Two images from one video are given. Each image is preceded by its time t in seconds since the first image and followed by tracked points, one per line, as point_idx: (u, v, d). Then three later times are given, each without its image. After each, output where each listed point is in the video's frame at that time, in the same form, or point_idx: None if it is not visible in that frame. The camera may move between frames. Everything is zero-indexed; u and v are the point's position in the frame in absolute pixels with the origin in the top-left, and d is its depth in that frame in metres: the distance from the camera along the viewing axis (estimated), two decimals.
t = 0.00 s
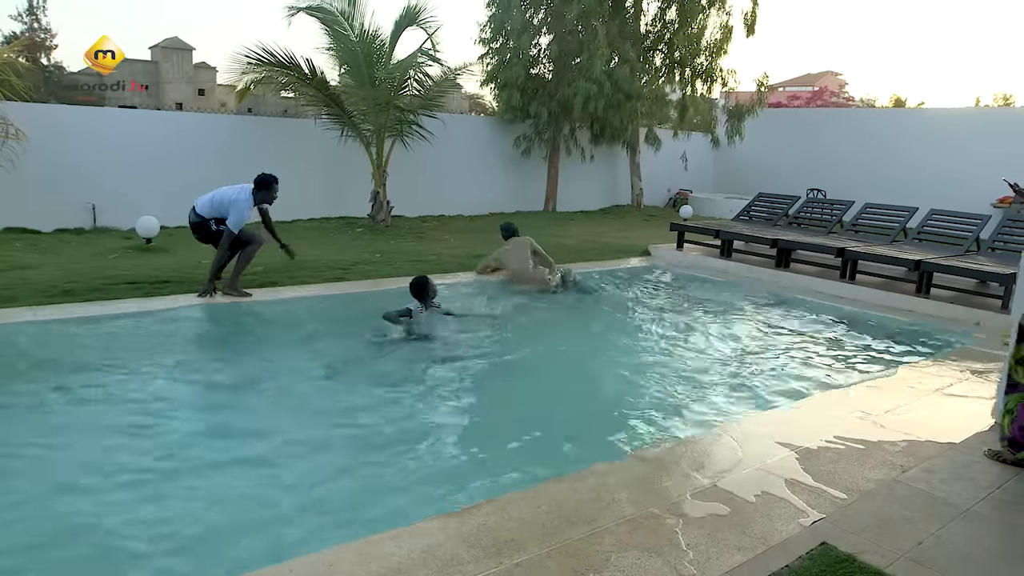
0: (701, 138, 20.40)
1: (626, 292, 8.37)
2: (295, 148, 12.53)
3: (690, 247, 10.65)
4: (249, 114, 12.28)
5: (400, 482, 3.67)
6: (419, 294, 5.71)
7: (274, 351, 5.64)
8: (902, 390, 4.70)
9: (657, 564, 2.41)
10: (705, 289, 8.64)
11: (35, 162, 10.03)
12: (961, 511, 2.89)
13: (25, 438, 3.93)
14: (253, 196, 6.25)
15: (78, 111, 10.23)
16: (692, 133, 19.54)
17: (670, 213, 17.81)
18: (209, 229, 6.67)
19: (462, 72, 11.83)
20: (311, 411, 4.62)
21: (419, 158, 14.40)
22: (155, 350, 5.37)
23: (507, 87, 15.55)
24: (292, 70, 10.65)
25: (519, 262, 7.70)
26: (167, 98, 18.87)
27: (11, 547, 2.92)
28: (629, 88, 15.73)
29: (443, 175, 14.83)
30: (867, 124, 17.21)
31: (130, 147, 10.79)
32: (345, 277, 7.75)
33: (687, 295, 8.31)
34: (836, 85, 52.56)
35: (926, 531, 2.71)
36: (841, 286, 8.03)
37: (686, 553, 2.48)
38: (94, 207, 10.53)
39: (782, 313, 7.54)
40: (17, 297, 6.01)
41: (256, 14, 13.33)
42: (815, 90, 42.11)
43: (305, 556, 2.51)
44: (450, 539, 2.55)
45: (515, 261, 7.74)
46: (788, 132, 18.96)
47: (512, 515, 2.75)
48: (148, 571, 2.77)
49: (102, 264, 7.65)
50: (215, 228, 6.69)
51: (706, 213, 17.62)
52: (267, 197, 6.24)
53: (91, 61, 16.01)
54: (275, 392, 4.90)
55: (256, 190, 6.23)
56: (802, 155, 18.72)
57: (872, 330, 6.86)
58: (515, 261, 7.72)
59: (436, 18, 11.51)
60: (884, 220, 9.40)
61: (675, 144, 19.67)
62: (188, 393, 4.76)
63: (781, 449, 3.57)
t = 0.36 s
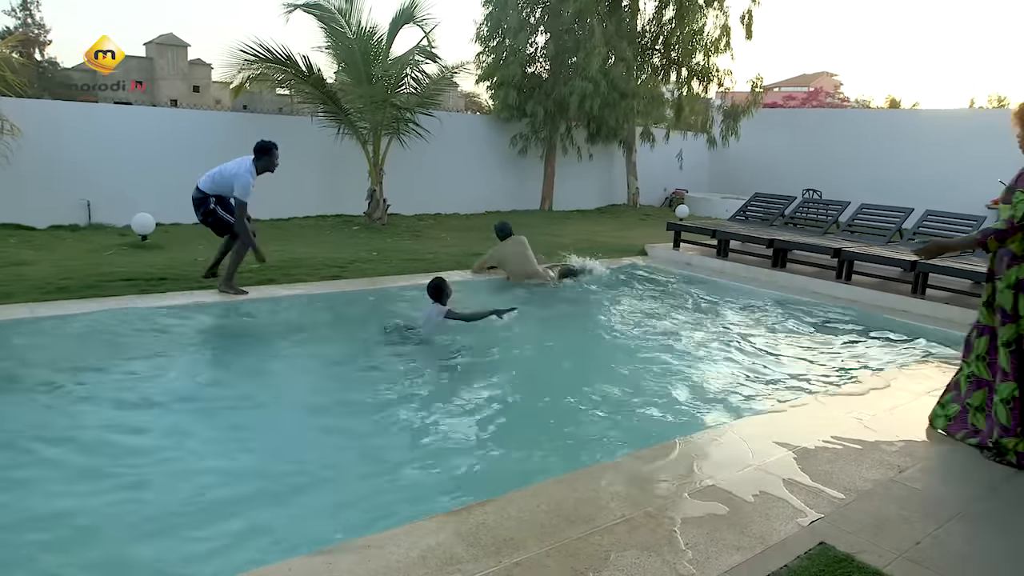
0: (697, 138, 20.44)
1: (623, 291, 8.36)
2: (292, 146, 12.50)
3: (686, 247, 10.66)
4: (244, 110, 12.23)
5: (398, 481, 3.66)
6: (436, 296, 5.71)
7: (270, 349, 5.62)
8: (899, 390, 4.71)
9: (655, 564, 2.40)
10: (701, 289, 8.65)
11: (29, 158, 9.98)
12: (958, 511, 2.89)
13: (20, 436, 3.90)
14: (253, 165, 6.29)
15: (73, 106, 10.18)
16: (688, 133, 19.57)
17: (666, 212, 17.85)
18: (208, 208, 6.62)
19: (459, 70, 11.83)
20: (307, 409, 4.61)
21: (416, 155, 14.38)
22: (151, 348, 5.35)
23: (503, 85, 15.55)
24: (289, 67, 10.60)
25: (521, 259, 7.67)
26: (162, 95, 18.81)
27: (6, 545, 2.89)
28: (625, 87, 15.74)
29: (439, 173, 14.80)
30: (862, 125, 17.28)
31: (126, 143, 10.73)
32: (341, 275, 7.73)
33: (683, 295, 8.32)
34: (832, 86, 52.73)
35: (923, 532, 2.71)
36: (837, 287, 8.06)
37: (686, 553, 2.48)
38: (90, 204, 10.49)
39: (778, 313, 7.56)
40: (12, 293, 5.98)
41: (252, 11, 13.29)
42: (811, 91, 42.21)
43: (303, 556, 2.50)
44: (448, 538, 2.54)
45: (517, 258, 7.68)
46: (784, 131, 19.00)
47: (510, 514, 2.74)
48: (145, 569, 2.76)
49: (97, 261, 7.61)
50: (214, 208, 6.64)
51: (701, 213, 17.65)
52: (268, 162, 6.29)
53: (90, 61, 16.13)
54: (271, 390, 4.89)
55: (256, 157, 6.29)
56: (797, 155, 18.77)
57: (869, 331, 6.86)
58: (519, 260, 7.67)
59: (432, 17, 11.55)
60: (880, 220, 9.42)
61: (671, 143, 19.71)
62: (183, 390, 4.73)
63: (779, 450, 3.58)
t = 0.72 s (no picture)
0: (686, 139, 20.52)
1: (614, 292, 8.37)
2: (281, 147, 12.43)
3: (677, 248, 10.70)
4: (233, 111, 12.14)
5: (391, 483, 3.65)
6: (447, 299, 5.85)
7: (260, 351, 5.59)
8: (888, 389, 4.75)
9: (651, 564, 2.41)
10: (692, 289, 8.68)
11: (15, 159, 9.88)
12: (949, 510, 2.91)
13: (9, 440, 3.86)
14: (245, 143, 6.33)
15: (59, 107, 10.07)
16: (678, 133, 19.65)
17: (656, 213, 17.89)
18: (202, 200, 6.35)
19: (449, 72, 11.89)
20: (298, 411, 4.58)
21: (406, 156, 14.35)
22: (140, 350, 5.30)
23: (493, 86, 15.55)
24: (279, 67, 10.52)
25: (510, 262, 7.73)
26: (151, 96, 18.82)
27: None
28: (615, 87, 15.73)
29: (429, 174, 14.78)
30: (849, 126, 17.43)
31: (113, 144, 10.63)
32: (332, 276, 7.70)
33: (673, 296, 8.34)
34: (819, 88, 53.11)
35: (915, 530, 2.73)
36: (826, 286, 8.10)
37: (681, 553, 2.48)
38: (77, 205, 10.39)
39: (768, 313, 7.59)
40: None
41: (241, 11, 13.23)
42: (799, 92, 42.47)
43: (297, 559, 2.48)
44: (443, 540, 2.53)
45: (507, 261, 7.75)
46: (773, 132, 19.11)
47: (505, 516, 2.73)
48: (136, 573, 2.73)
49: (84, 263, 7.54)
50: (208, 201, 6.36)
51: (691, 214, 17.72)
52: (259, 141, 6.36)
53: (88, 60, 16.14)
54: (262, 392, 4.86)
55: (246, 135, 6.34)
56: (786, 156, 18.89)
57: (858, 331, 6.90)
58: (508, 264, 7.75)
59: (422, 18, 11.52)
60: (869, 221, 9.49)
61: (662, 144, 19.78)
62: (173, 393, 4.69)
63: (771, 449, 3.59)
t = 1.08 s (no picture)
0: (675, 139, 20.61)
1: (604, 292, 8.38)
2: (269, 148, 12.36)
3: (667, 247, 10.74)
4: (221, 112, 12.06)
5: (384, 484, 3.64)
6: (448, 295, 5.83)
7: (251, 353, 5.56)
8: (877, 387, 4.78)
9: (646, 562, 2.41)
10: (682, 289, 8.70)
11: None
12: (939, 505, 2.94)
13: None
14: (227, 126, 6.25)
15: (44, 107, 9.96)
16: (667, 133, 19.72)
17: (646, 213, 17.95)
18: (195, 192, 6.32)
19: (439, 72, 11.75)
20: (290, 413, 4.56)
21: (395, 157, 14.31)
22: (128, 352, 5.25)
23: (482, 86, 15.54)
24: (266, 68, 10.48)
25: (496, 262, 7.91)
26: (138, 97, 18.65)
27: None
28: (604, 88, 15.76)
29: (418, 175, 14.75)
30: (836, 125, 17.58)
31: (99, 145, 10.53)
32: (322, 277, 7.67)
33: (663, 295, 8.36)
34: (807, 88, 53.47)
35: (906, 526, 2.76)
36: (815, 285, 8.16)
37: (675, 550, 2.49)
38: (64, 207, 10.29)
39: (757, 312, 7.63)
40: None
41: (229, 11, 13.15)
42: (786, 93, 42.75)
43: (291, 560, 2.47)
44: (438, 541, 2.52)
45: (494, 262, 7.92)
46: (761, 132, 19.22)
47: (499, 516, 2.73)
48: None
49: (72, 265, 7.47)
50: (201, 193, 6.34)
51: (681, 214, 17.78)
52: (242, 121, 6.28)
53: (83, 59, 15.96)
54: (252, 394, 4.83)
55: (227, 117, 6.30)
56: (774, 156, 19.01)
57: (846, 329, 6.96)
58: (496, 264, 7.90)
59: (412, 18, 11.48)
60: (857, 220, 9.56)
61: (651, 144, 19.86)
62: (163, 395, 4.66)
63: (763, 447, 3.61)
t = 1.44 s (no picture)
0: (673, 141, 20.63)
1: (602, 295, 8.38)
2: (268, 151, 12.36)
3: (665, 250, 10.75)
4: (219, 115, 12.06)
5: (383, 487, 3.64)
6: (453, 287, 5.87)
7: (249, 356, 5.55)
8: (876, 390, 4.79)
9: (646, 566, 2.41)
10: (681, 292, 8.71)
11: None
12: (939, 509, 2.94)
13: None
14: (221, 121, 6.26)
15: (42, 110, 9.95)
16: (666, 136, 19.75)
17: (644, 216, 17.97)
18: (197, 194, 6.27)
19: (437, 75, 11.80)
20: (289, 416, 4.55)
21: (394, 160, 14.32)
22: (126, 356, 5.24)
23: (481, 90, 15.54)
24: (265, 71, 10.47)
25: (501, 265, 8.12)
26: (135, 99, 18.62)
27: None
28: (603, 91, 15.79)
29: (417, 178, 14.76)
30: (834, 129, 17.63)
31: (97, 148, 10.52)
32: (321, 281, 7.66)
33: (662, 298, 8.35)
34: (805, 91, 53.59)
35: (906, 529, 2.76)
36: (814, 288, 8.17)
37: (675, 554, 2.49)
38: (62, 210, 10.29)
39: (756, 315, 7.63)
40: None
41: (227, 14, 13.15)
42: (784, 95, 42.83)
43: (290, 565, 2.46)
44: (438, 545, 2.52)
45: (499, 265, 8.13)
46: (759, 135, 19.26)
47: (497, 520, 2.72)
48: None
49: (70, 268, 7.46)
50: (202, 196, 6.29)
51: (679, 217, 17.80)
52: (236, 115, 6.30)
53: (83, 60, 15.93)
54: (250, 398, 4.82)
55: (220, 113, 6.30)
56: (772, 159, 19.04)
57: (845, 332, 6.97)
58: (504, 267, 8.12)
59: (410, 22, 11.46)
60: (855, 223, 9.59)
61: (649, 147, 19.88)
62: (161, 398, 4.65)
63: (763, 450, 3.61)
